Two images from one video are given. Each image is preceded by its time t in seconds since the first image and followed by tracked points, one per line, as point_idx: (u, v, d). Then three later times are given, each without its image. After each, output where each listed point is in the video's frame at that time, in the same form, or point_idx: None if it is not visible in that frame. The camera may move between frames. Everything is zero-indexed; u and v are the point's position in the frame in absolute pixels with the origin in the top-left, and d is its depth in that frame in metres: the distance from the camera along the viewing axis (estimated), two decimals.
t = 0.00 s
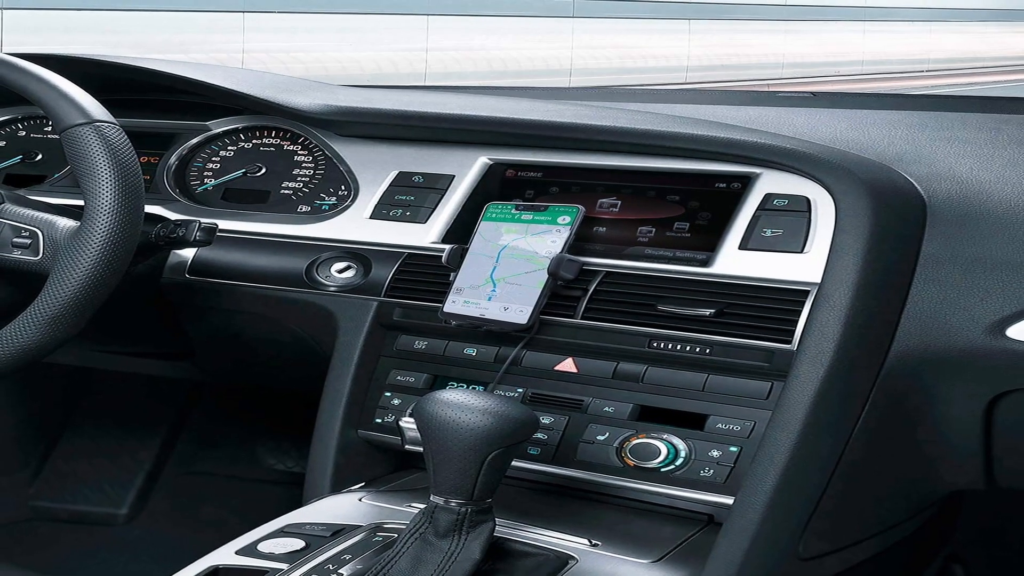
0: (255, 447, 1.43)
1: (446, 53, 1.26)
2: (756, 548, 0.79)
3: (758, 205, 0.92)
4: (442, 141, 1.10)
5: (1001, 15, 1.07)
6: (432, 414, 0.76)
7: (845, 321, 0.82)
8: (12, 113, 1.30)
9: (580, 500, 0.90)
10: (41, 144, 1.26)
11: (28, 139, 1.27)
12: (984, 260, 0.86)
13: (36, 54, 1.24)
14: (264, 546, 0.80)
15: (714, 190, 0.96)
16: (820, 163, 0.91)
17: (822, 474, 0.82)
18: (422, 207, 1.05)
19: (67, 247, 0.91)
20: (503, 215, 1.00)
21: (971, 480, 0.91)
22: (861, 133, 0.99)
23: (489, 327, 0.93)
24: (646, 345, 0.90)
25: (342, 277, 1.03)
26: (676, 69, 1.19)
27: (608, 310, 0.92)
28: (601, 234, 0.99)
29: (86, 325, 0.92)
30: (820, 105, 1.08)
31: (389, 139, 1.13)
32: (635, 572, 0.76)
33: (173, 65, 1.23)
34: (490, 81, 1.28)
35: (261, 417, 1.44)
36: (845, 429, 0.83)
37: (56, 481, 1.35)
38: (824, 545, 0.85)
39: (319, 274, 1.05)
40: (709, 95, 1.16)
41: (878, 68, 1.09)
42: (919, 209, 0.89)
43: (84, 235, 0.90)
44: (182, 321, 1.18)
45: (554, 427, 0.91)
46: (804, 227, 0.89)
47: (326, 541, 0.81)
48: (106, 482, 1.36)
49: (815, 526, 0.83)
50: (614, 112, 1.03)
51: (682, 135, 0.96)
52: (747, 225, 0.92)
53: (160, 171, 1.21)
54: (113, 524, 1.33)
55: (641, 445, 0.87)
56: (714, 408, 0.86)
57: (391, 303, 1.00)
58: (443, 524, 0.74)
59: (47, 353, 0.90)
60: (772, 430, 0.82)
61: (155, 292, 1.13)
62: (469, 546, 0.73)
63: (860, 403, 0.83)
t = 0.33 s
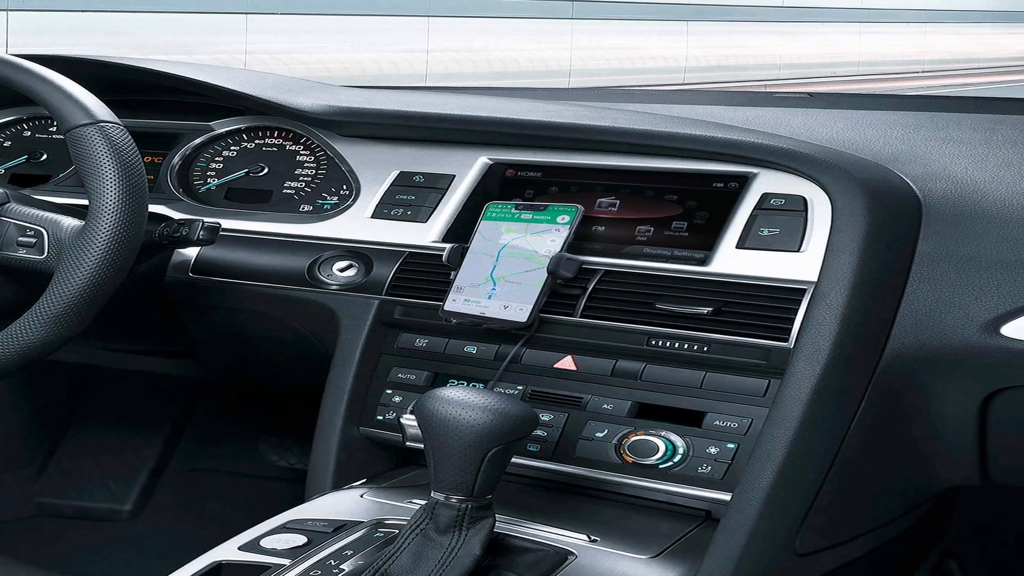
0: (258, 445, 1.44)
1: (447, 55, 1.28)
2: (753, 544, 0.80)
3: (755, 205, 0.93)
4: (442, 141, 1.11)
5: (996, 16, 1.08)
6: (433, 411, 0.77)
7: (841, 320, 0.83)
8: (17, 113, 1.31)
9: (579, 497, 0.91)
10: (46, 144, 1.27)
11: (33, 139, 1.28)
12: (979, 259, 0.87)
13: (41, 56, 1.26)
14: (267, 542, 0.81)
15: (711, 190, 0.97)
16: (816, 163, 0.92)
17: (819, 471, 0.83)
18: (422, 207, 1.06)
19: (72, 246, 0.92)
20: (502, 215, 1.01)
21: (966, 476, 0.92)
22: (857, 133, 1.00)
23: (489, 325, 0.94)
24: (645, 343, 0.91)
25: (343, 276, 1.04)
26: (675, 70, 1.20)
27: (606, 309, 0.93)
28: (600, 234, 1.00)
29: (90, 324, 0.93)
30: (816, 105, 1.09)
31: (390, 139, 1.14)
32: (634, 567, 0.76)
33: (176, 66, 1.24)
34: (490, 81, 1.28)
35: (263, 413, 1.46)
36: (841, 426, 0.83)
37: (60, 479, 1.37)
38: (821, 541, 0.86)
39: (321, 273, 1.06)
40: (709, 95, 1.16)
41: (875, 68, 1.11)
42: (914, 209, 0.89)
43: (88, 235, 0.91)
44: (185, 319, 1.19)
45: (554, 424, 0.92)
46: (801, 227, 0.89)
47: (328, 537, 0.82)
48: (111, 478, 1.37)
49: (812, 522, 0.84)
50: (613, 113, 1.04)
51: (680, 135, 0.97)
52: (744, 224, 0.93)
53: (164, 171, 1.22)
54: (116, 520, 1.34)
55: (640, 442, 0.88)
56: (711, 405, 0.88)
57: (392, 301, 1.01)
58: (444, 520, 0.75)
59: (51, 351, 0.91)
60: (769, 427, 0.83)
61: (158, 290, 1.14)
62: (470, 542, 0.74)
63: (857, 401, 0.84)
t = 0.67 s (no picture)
0: (260, 441, 1.45)
1: (448, 56, 1.30)
2: (751, 540, 0.81)
3: (752, 204, 0.94)
4: (442, 141, 1.12)
5: (989, 18, 1.09)
6: (434, 409, 0.78)
7: (838, 318, 0.83)
8: (22, 113, 1.32)
9: (579, 493, 0.92)
10: (51, 144, 1.28)
11: (38, 139, 1.29)
12: (973, 257, 0.88)
13: (46, 57, 1.27)
14: (270, 537, 0.82)
15: (709, 189, 0.98)
16: (812, 163, 0.93)
17: (816, 467, 0.84)
18: (423, 206, 1.07)
19: (76, 245, 0.93)
20: (502, 215, 1.02)
21: (961, 472, 0.93)
22: (853, 134, 1.01)
23: (489, 323, 0.95)
24: (643, 341, 0.92)
25: (345, 274, 1.05)
26: (673, 71, 1.21)
27: (605, 307, 0.94)
28: (599, 233, 1.02)
29: (94, 322, 0.94)
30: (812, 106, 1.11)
31: (391, 139, 1.15)
32: (632, 563, 0.77)
33: (180, 67, 1.25)
34: (490, 82, 1.30)
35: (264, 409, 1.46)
36: (838, 423, 0.84)
37: (65, 475, 1.37)
38: (818, 537, 0.87)
39: (323, 271, 1.07)
40: (705, 95, 1.19)
41: (870, 69, 1.12)
42: (910, 208, 0.90)
43: (92, 234, 0.92)
44: (188, 317, 1.20)
45: (553, 421, 0.93)
46: (797, 226, 0.90)
47: (330, 533, 0.83)
48: (115, 475, 1.38)
49: (808, 519, 0.85)
50: (611, 113, 1.05)
51: (677, 135, 0.98)
52: (742, 223, 0.94)
53: (167, 171, 1.23)
54: (120, 516, 1.36)
55: (638, 439, 0.89)
56: (709, 402, 0.89)
57: (394, 299, 1.02)
58: (444, 516, 0.76)
59: (56, 349, 0.92)
60: (766, 424, 0.84)
61: (162, 287, 1.15)
62: (470, 537, 0.75)
63: (853, 398, 0.85)
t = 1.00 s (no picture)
0: (263, 439, 1.47)
1: (449, 57, 1.31)
2: (748, 536, 0.82)
3: (750, 203, 0.95)
4: (442, 141, 1.13)
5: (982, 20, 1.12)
6: (434, 406, 0.79)
7: (834, 316, 0.84)
8: (27, 114, 1.33)
9: (578, 489, 0.93)
10: (55, 144, 1.29)
11: (43, 139, 1.30)
12: (969, 256, 0.89)
13: (51, 58, 1.28)
14: (272, 533, 0.83)
15: (707, 189, 0.99)
16: (808, 162, 0.93)
17: (812, 464, 0.85)
18: (424, 206, 1.08)
19: (81, 245, 0.94)
20: (503, 214, 1.03)
21: (956, 469, 0.94)
22: (849, 134, 1.02)
23: (489, 321, 0.96)
24: (642, 339, 0.93)
25: (346, 273, 1.06)
26: (671, 72, 1.22)
27: (604, 305, 0.95)
28: (598, 232, 1.02)
29: (98, 320, 0.95)
30: (809, 106, 1.12)
31: (392, 140, 1.16)
32: (631, 559, 0.78)
33: (183, 68, 1.26)
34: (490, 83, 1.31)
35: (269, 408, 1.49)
36: (834, 420, 0.85)
37: (70, 472, 1.38)
38: (814, 533, 0.88)
39: (324, 270, 1.08)
40: (703, 96, 1.18)
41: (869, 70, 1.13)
42: (906, 208, 0.91)
43: (97, 233, 0.93)
44: (191, 315, 1.21)
45: (552, 418, 0.94)
46: (794, 225, 0.91)
47: (332, 529, 0.84)
48: (119, 472, 1.39)
49: (805, 515, 0.86)
50: (610, 114, 1.06)
51: (676, 136, 0.99)
52: (739, 222, 0.95)
53: (171, 171, 1.24)
54: (125, 512, 1.36)
55: (637, 436, 0.90)
56: (707, 399, 0.90)
57: (395, 298, 1.03)
58: (445, 512, 0.77)
59: (60, 347, 0.93)
60: (763, 421, 0.85)
61: (166, 287, 1.17)
62: (470, 533, 0.76)
63: (850, 396, 0.86)
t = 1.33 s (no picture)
0: (266, 436, 1.48)
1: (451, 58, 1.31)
2: (745, 532, 0.83)
3: (747, 203, 0.96)
4: (443, 141, 1.14)
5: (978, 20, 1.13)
6: (435, 403, 0.80)
7: (830, 315, 0.85)
8: (32, 115, 1.34)
9: (577, 485, 0.94)
10: (60, 145, 1.30)
11: (47, 140, 1.31)
12: (964, 255, 0.89)
13: (56, 59, 1.29)
14: (274, 529, 0.84)
15: (705, 189, 1.00)
16: (805, 162, 0.94)
17: (809, 461, 0.86)
18: (424, 205, 1.09)
19: (85, 243, 0.95)
20: (502, 213, 1.04)
21: (951, 466, 0.95)
22: (846, 134, 1.03)
23: (489, 319, 0.97)
24: (640, 337, 0.94)
25: (348, 272, 1.08)
26: (670, 72, 1.23)
27: (602, 304, 0.96)
28: (596, 231, 1.03)
29: (102, 319, 0.96)
30: (806, 107, 1.13)
31: (393, 140, 1.17)
32: (629, 554, 0.79)
33: (185, 69, 1.27)
34: (490, 84, 1.33)
35: (269, 405, 1.49)
36: (831, 418, 0.86)
37: (74, 469, 1.39)
38: (811, 529, 0.89)
39: (327, 269, 1.09)
40: (703, 97, 1.19)
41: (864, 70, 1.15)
42: (902, 207, 0.92)
43: (101, 232, 0.94)
44: (194, 314, 1.23)
45: (551, 415, 0.95)
46: (791, 224, 0.92)
47: (334, 525, 0.85)
48: (123, 468, 1.40)
49: (802, 511, 0.87)
50: (608, 114, 1.07)
51: (674, 135, 1.00)
52: (737, 221, 0.96)
53: (174, 171, 1.25)
54: (129, 508, 1.38)
55: (635, 433, 0.91)
56: (705, 397, 0.90)
57: (396, 296, 1.04)
58: (445, 509, 0.78)
59: (65, 345, 0.94)
60: (761, 418, 0.86)
61: (170, 286, 1.18)
62: (471, 529, 0.77)
63: (846, 393, 0.87)
